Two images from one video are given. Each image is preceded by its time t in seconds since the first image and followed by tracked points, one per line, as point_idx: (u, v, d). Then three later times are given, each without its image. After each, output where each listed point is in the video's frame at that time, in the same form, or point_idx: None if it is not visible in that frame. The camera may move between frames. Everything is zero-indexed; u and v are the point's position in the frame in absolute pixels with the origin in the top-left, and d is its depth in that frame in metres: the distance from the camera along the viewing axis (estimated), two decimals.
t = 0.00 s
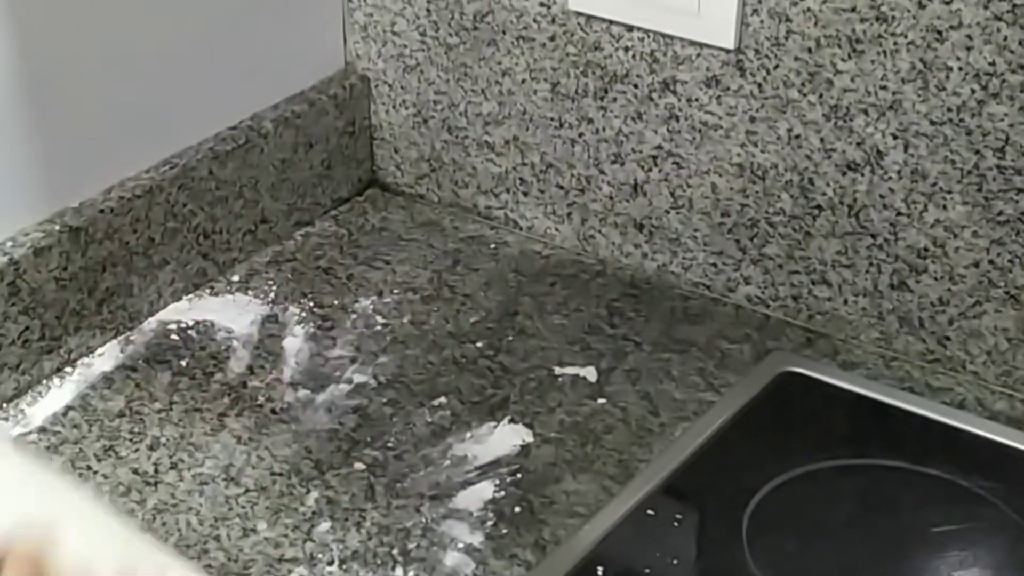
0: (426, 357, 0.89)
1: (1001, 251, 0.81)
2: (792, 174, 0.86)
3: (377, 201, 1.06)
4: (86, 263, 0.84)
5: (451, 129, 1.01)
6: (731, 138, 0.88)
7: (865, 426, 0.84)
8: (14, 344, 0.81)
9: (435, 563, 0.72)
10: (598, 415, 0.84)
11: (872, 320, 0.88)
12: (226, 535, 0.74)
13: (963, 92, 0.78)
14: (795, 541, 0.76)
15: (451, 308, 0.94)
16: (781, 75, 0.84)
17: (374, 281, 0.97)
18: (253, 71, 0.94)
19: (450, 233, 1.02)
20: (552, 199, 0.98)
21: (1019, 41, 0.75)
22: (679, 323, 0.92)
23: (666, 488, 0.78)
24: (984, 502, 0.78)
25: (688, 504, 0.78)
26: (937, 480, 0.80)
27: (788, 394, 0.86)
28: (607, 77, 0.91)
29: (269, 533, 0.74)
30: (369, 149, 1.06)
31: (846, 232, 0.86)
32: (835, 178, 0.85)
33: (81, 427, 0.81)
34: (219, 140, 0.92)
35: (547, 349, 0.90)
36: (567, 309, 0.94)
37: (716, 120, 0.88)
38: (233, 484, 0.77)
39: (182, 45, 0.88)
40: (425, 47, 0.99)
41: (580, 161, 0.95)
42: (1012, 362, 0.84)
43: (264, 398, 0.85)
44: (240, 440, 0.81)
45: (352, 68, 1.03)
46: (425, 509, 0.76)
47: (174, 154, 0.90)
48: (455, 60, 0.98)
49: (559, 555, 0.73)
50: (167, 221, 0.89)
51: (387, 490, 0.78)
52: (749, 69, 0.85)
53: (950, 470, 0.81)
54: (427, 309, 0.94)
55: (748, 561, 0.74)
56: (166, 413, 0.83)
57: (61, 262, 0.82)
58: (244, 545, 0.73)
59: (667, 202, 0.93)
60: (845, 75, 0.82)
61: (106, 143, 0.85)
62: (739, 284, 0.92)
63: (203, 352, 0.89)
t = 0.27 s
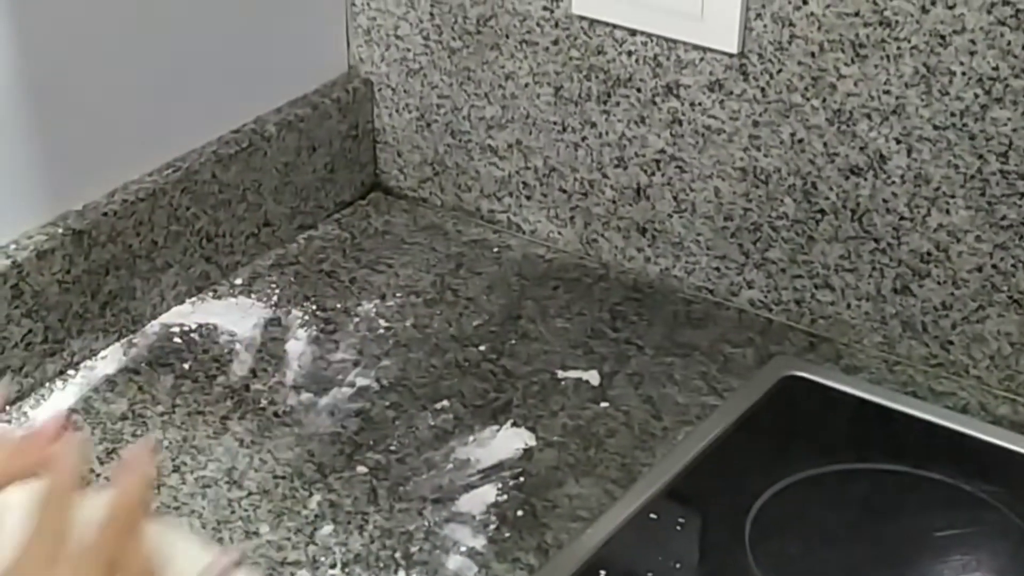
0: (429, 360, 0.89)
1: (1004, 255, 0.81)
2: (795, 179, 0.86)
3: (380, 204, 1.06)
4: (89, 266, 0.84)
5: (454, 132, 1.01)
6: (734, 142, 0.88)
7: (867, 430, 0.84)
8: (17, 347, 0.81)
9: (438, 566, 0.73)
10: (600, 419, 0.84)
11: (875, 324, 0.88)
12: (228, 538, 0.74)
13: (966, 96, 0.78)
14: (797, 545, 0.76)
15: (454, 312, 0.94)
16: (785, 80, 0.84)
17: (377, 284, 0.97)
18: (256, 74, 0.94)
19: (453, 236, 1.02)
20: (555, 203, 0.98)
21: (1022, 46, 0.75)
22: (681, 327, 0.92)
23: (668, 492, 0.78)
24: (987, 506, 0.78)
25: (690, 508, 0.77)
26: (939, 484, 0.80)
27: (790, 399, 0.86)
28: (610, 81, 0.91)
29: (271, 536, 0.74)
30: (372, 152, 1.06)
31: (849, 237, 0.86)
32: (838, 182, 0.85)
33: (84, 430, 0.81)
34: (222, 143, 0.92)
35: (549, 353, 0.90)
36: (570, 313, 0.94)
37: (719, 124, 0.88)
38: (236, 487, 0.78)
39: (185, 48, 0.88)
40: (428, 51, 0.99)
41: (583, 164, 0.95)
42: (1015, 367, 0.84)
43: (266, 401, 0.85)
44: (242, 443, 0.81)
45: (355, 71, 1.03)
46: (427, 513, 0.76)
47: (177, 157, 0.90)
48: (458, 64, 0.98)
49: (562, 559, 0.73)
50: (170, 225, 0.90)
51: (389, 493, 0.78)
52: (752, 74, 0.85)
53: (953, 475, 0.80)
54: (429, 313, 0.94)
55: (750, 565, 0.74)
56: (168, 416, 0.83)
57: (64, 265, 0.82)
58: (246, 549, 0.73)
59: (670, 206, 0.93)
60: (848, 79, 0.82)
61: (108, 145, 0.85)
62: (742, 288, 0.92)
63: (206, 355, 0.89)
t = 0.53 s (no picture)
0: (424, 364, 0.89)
1: (999, 260, 0.81)
2: (790, 183, 0.86)
3: (377, 208, 1.06)
4: (85, 271, 0.84)
5: (450, 136, 1.01)
6: (729, 147, 0.88)
7: (863, 434, 0.84)
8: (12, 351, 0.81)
9: (433, 571, 0.73)
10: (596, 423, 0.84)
11: (870, 328, 0.88)
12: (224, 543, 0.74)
13: (961, 100, 0.78)
14: (793, 549, 0.76)
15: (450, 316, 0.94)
16: (780, 84, 0.84)
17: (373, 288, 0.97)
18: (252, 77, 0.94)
19: (449, 240, 1.02)
20: (550, 207, 0.98)
21: (1017, 51, 0.75)
22: (677, 331, 0.92)
23: (664, 496, 0.78)
24: (982, 510, 0.78)
25: (686, 512, 0.78)
26: (935, 489, 0.80)
27: (786, 403, 0.86)
28: (605, 85, 0.91)
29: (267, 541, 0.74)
30: (368, 156, 1.06)
31: (844, 241, 0.86)
32: (833, 187, 0.85)
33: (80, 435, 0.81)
34: (218, 147, 0.92)
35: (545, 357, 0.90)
36: (565, 317, 0.94)
37: (715, 129, 0.88)
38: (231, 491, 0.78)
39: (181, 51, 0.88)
40: (424, 55, 0.99)
41: (579, 168, 0.95)
42: (1010, 372, 0.84)
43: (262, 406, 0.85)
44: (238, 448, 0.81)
45: (351, 75, 1.03)
46: (422, 518, 0.76)
47: (173, 161, 0.90)
48: (454, 68, 0.98)
49: (558, 563, 0.73)
50: (166, 228, 0.90)
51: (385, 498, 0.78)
52: (747, 78, 0.85)
53: (948, 479, 0.81)
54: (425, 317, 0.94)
55: (747, 569, 0.74)
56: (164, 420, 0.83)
57: (60, 269, 0.82)
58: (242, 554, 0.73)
59: (666, 210, 0.93)
60: (844, 83, 0.82)
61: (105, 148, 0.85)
62: (738, 292, 0.92)
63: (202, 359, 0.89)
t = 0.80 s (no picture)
0: (425, 369, 0.89)
1: (1000, 265, 0.81)
2: (791, 188, 0.87)
3: (377, 213, 1.06)
4: (87, 274, 0.84)
5: (451, 141, 1.01)
6: (731, 151, 0.88)
7: (864, 439, 0.84)
8: (14, 355, 0.81)
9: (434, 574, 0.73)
10: (597, 427, 0.84)
11: (871, 333, 0.88)
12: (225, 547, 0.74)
13: (962, 105, 0.78)
14: (795, 554, 0.76)
15: (451, 320, 0.94)
16: (781, 89, 0.84)
17: (374, 292, 0.97)
18: (254, 82, 0.94)
19: (450, 245, 1.02)
20: (552, 212, 0.98)
21: (1018, 56, 0.75)
22: (678, 336, 0.92)
23: (665, 500, 0.78)
24: (984, 515, 0.78)
25: (688, 517, 0.78)
26: (936, 493, 0.80)
27: (787, 408, 0.86)
28: (607, 90, 0.91)
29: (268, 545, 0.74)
30: (369, 161, 1.06)
31: (845, 246, 0.86)
32: (834, 192, 0.85)
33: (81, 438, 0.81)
34: (220, 151, 0.92)
35: (546, 361, 0.90)
36: (566, 321, 0.94)
37: (716, 133, 0.88)
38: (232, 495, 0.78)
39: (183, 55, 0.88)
40: (425, 60, 0.99)
41: (580, 173, 0.95)
42: (1011, 376, 0.84)
43: (264, 409, 0.85)
44: (239, 452, 0.81)
45: (353, 80, 1.03)
46: (424, 522, 0.76)
47: (175, 165, 0.90)
48: (455, 73, 0.98)
49: (559, 568, 0.73)
50: (167, 233, 0.90)
51: (387, 502, 0.78)
52: (749, 83, 0.85)
53: (949, 483, 0.81)
54: (426, 321, 0.94)
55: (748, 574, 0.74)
56: (165, 424, 0.83)
57: (62, 273, 0.82)
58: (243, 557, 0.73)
59: (667, 215, 0.93)
60: (845, 88, 0.82)
61: (105, 152, 0.85)
62: (739, 297, 0.92)
63: (203, 363, 0.89)
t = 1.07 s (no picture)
0: (421, 375, 0.89)
1: (995, 272, 0.81)
2: (786, 196, 0.87)
3: (373, 219, 1.06)
4: (83, 281, 0.84)
5: (447, 148, 1.01)
6: (726, 159, 0.88)
7: (859, 446, 0.84)
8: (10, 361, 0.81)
9: None
10: (592, 434, 0.84)
11: (866, 340, 0.88)
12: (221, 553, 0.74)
13: (957, 113, 0.78)
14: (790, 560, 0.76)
15: (447, 327, 0.94)
16: (776, 96, 0.84)
17: (370, 299, 0.97)
18: (250, 89, 0.95)
19: (445, 252, 1.02)
20: (548, 219, 0.98)
21: (1013, 63, 0.76)
22: (674, 343, 0.93)
23: (661, 507, 0.78)
24: (978, 522, 0.78)
25: (683, 523, 0.78)
26: (931, 500, 0.80)
27: (782, 415, 0.86)
28: (603, 97, 0.92)
29: (263, 551, 0.74)
30: (365, 168, 1.06)
31: (840, 253, 0.86)
32: (829, 199, 0.85)
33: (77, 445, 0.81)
34: (216, 158, 0.92)
35: (542, 368, 0.90)
36: (562, 328, 0.94)
37: (712, 141, 0.88)
38: (228, 501, 0.78)
39: (181, 61, 0.88)
40: (421, 67, 0.99)
41: (576, 180, 0.96)
42: (1006, 384, 0.84)
43: (260, 416, 0.85)
44: (236, 458, 0.81)
45: (349, 87, 1.03)
46: (420, 528, 0.76)
47: (171, 172, 0.90)
48: (451, 80, 0.98)
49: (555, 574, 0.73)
50: (163, 239, 0.90)
51: (383, 509, 0.78)
52: (744, 90, 0.86)
53: (944, 490, 0.81)
54: (422, 328, 0.94)
55: None
56: (161, 430, 0.83)
57: (58, 280, 0.82)
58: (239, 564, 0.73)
59: (663, 222, 0.93)
60: (840, 96, 0.82)
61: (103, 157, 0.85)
62: (734, 304, 0.93)
63: (199, 369, 0.89)
